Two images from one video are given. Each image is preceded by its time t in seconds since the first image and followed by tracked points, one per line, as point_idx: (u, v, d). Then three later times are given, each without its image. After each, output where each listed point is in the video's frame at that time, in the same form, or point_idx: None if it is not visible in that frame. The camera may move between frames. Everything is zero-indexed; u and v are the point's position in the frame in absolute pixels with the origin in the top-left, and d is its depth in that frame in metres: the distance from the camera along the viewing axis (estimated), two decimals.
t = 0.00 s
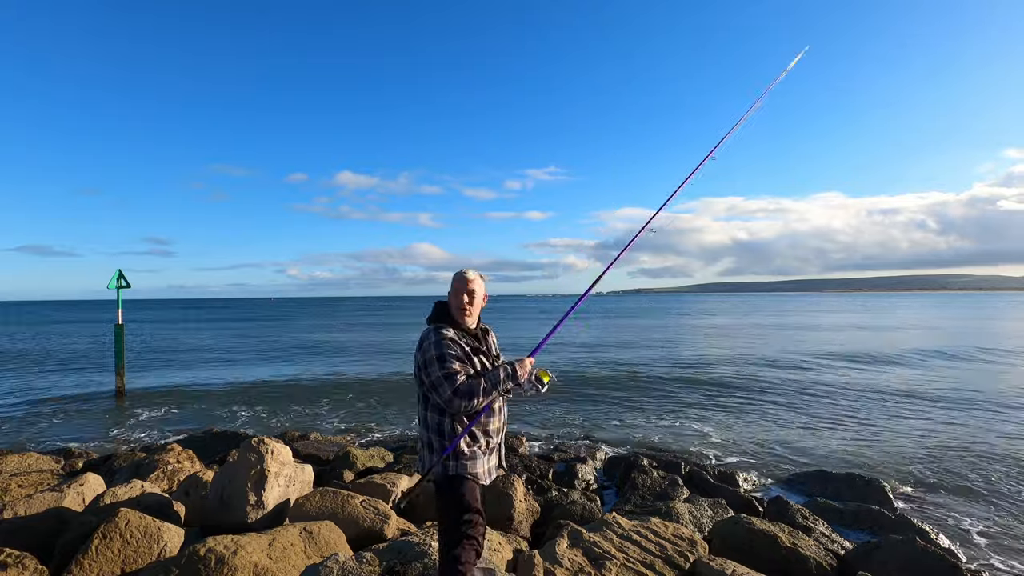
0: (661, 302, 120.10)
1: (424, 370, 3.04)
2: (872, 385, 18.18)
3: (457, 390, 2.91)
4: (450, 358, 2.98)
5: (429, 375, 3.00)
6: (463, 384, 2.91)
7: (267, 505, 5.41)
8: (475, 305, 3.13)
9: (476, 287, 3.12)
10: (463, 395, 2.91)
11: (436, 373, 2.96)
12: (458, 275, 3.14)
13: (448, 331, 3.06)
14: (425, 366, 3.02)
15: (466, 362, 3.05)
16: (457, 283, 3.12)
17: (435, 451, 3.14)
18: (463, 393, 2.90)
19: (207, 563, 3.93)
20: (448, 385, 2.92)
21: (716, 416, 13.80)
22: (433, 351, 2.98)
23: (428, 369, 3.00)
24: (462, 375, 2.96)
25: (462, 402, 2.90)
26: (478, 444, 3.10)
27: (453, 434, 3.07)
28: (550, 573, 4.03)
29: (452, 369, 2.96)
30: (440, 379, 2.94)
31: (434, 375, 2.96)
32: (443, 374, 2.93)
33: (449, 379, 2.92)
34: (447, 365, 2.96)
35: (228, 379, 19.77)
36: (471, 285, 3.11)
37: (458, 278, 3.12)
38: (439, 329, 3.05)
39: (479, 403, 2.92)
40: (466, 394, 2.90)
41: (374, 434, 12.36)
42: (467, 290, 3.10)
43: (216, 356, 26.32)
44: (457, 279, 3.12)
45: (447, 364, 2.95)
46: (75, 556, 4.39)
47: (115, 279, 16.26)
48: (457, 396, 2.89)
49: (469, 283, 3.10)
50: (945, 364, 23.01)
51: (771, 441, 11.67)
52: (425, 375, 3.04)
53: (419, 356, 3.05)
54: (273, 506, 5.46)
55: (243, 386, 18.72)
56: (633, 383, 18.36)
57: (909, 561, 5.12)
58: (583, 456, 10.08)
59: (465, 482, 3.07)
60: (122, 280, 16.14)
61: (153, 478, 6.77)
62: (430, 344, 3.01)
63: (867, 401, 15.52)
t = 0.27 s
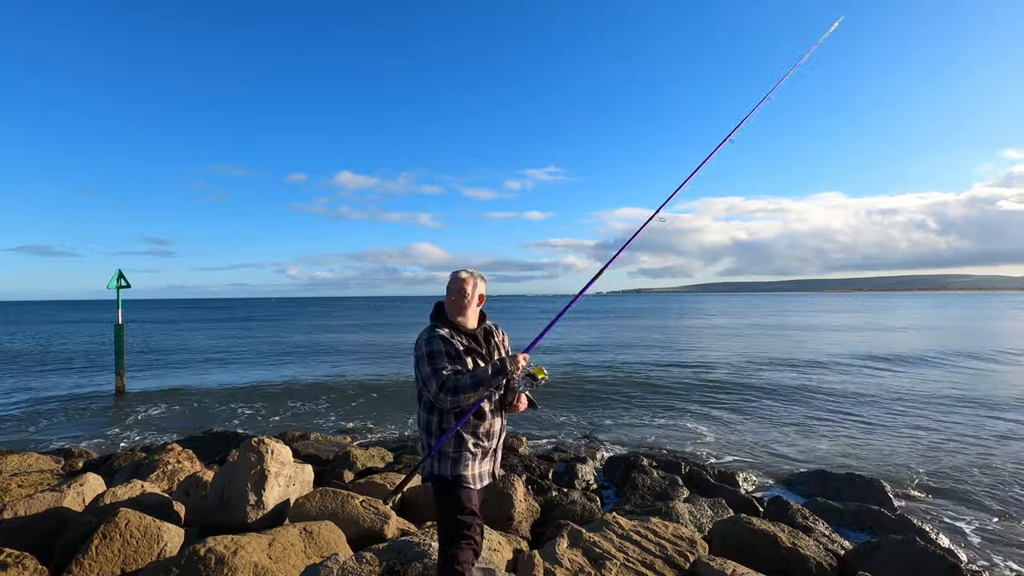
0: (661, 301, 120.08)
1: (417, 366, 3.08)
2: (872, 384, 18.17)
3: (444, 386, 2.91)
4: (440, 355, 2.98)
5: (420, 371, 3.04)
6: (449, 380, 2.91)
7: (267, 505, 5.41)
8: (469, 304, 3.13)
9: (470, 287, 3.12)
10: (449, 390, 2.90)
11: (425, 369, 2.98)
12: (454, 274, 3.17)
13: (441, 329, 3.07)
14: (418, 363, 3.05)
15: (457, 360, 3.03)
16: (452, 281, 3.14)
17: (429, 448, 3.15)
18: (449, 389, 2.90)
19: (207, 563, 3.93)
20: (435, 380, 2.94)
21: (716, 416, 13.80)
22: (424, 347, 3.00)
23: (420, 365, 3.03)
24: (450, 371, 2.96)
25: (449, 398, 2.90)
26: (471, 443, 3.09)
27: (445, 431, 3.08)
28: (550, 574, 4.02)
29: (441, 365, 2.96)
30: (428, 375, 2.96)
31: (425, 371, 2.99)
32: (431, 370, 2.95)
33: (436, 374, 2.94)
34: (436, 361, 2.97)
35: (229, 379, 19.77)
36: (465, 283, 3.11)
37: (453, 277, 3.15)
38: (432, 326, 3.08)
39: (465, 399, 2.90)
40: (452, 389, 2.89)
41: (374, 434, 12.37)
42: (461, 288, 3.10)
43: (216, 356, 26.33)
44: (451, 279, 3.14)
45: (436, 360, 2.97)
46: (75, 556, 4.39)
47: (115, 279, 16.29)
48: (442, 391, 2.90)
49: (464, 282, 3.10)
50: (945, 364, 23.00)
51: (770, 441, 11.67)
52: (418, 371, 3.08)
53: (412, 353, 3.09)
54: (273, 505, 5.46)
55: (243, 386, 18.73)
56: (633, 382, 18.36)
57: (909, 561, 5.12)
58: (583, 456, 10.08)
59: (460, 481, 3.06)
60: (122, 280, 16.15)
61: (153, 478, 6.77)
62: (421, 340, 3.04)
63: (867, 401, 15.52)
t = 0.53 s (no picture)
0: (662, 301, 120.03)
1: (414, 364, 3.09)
2: (873, 384, 18.17)
3: (438, 386, 2.91)
4: (436, 354, 2.98)
5: (417, 369, 3.04)
6: (444, 379, 2.91)
7: (267, 505, 5.41)
8: (468, 304, 3.12)
9: (470, 287, 3.11)
10: (444, 389, 2.90)
11: (421, 367, 2.99)
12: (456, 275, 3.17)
13: (439, 329, 3.07)
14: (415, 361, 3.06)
15: (453, 360, 3.03)
16: (453, 282, 3.14)
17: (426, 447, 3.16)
18: (444, 388, 2.89)
19: (207, 563, 3.93)
20: (431, 379, 2.94)
21: (716, 416, 13.80)
22: (421, 347, 3.00)
23: (417, 363, 3.04)
24: (445, 371, 2.96)
25: (444, 397, 2.90)
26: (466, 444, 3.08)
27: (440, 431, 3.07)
28: (550, 573, 4.02)
29: (437, 365, 2.96)
30: (424, 374, 2.97)
31: (421, 370, 2.99)
32: (427, 369, 2.96)
33: (432, 373, 2.94)
34: (433, 360, 2.98)
35: (229, 379, 19.79)
36: (466, 284, 3.11)
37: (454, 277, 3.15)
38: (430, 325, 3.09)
39: (460, 400, 2.90)
40: (446, 389, 2.89)
41: (374, 434, 12.37)
42: (461, 288, 3.10)
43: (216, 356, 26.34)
44: (452, 280, 3.14)
45: (432, 359, 2.97)
46: (75, 556, 4.39)
47: (115, 279, 16.31)
48: (437, 391, 2.89)
49: (464, 283, 3.10)
50: (946, 364, 22.98)
51: (770, 441, 11.67)
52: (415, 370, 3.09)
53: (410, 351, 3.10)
54: (273, 505, 5.46)
55: (244, 386, 18.74)
56: (633, 382, 18.36)
57: (909, 561, 5.12)
58: (583, 456, 10.09)
59: (457, 481, 3.06)
60: (122, 280, 16.16)
61: (153, 478, 6.76)
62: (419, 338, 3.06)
63: (867, 401, 15.52)
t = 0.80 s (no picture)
0: (662, 301, 120.04)
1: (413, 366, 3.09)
2: (874, 384, 18.13)
3: (437, 387, 2.91)
4: (435, 355, 2.99)
5: (416, 370, 3.05)
6: (442, 380, 2.91)
7: (267, 505, 5.41)
8: (468, 305, 3.12)
9: (471, 288, 3.11)
10: (443, 391, 2.90)
11: (419, 369, 3.00)
12: (457, 275, 3.15)
13: (438, 329, 3.07)
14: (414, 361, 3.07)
15: (452, 361, 3.03)
16: (454, 282, 3.13)
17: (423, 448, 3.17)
18: (442, 389, 2.90)
19: (207, 563, 3.94)
20: (429, 380, 2.95)
21: (716, 416, 13.80)
22: (420, 347, 3.00)
23: (415, 364, 3.05)
24: (444, 372, 2.96)
25: (441, 399, 2.90)
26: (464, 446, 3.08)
27: (438, 433, 3.08)
28: (550, 573, 4.02)
29: (436, 365, 2.97)
30: (423, 375, 2.97)
31: (420, 370, 3.00)
32: (426, 370, 2.97)
33: (430, 375, 2.95)
34: (432, 361, 2.98)
35: (229, 379, 19.79)
36: (466, 284, 3.11)
37: (454, 278, 3.14)
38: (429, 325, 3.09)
39: (458, 402, 2.90)
40: (444, 390, 2.89)
41: (374, 434, 12.37)
42: (462, 289, 3.10)
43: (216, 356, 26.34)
44: (452, 280, 3.14)
45: (431, 360, 2.97)
46: (75, 556, 4.39)
47: (115, 279, 16.32)
48: (435, 392, 2.90)
49: (464, 284, 3.10)
50: (947, 364, 22.96)
51: (770, 441, 11.66)
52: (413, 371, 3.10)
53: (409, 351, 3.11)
54: (273, 505, 5.46)
55: (243, 386, 18.73)
56: (634, 383, 18.36)
57: (909, 561, 5.12)
58: (583, 456, 10.08)
59: (455, 483, 3.06)
60: (122, 280, 16.16)
61: (153, 478, 6.77)
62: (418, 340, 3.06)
63: (867, 401, 15.50)
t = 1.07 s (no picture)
0: (662, 301, 120.00)
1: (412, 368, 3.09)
2: (874, 384, 18.13)
3: (437, 390, 2.92)
4: (435, 358, 2.99)
5: (416, 373, 3.05)
6: (442, 383, 2.92)
7: (267, 505, 5.41)
8: (470, 307, 3.11)
9: (472, 290, 3.11)
10: (444, 394, 2.91)
11: (419, 373, 3.00)
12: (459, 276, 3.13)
13: (439, 331, 3.07)
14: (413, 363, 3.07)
15: (452, 363, 3.03)
16: (456, 283, 3.11)
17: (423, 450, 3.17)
18: (442, 392, 2.91)
19: (207, 563, 3.93)
20: (429, 384, 2.96)
21: (716, 416, 13.80)
22: (420, 349, 3.00)
23: (415, 366, 3.05)
24: (445, 375, 2.96)
25: (441, 402, 2.91)
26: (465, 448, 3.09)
27: (438, 435, 3.08)
28: (550, 573, 4.02)
29: (436, 368, 2.97)
30: (423, 378, 2.98)
31: (420, 373, 3.00)
32: (426, 372, 2.97)
33: (430, 378, 2.95)
34: (432, 364, 2.98)
35: (229, 379, 19.77)
36: (468, 286, 3.10)
37: (456, 280, 3.12)
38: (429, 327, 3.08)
39: (457, 405, 2.91)
40: (444, 394, 2.90)
41: (374, 434, 12.37)
42: (463, 292, 3.09)
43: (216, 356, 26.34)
44: (454, 282, 3.12)
45: (431, 363, 2.98)
46: (74, 556, 4.39)
47: (115, 280, 16.33)
48: (435, 395, 2.91)
49: (465, 286, 3.08)
50: (947, 364, 22.96)
51: (770, 441, 11.66)
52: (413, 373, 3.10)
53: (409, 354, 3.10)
54: (273, 506, 5.46)
55: (244, 386, 18.72)
56: (634, 383, 18.35)
57: (909, 561, 5.11)
58: (583, 456, 10.08)
59: (457, 484, 3.06)
60: (122, 280, 16.14)
61: (153, 478, 6.77)
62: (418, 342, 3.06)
63: (867, 401, 15.50)
